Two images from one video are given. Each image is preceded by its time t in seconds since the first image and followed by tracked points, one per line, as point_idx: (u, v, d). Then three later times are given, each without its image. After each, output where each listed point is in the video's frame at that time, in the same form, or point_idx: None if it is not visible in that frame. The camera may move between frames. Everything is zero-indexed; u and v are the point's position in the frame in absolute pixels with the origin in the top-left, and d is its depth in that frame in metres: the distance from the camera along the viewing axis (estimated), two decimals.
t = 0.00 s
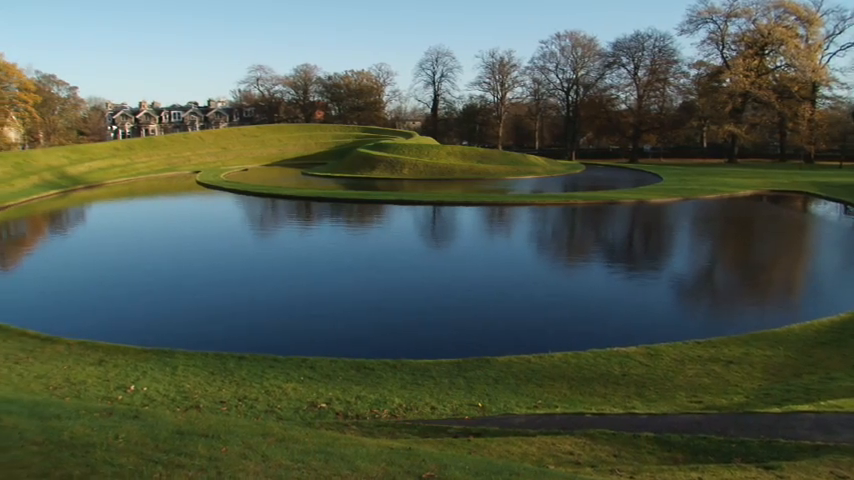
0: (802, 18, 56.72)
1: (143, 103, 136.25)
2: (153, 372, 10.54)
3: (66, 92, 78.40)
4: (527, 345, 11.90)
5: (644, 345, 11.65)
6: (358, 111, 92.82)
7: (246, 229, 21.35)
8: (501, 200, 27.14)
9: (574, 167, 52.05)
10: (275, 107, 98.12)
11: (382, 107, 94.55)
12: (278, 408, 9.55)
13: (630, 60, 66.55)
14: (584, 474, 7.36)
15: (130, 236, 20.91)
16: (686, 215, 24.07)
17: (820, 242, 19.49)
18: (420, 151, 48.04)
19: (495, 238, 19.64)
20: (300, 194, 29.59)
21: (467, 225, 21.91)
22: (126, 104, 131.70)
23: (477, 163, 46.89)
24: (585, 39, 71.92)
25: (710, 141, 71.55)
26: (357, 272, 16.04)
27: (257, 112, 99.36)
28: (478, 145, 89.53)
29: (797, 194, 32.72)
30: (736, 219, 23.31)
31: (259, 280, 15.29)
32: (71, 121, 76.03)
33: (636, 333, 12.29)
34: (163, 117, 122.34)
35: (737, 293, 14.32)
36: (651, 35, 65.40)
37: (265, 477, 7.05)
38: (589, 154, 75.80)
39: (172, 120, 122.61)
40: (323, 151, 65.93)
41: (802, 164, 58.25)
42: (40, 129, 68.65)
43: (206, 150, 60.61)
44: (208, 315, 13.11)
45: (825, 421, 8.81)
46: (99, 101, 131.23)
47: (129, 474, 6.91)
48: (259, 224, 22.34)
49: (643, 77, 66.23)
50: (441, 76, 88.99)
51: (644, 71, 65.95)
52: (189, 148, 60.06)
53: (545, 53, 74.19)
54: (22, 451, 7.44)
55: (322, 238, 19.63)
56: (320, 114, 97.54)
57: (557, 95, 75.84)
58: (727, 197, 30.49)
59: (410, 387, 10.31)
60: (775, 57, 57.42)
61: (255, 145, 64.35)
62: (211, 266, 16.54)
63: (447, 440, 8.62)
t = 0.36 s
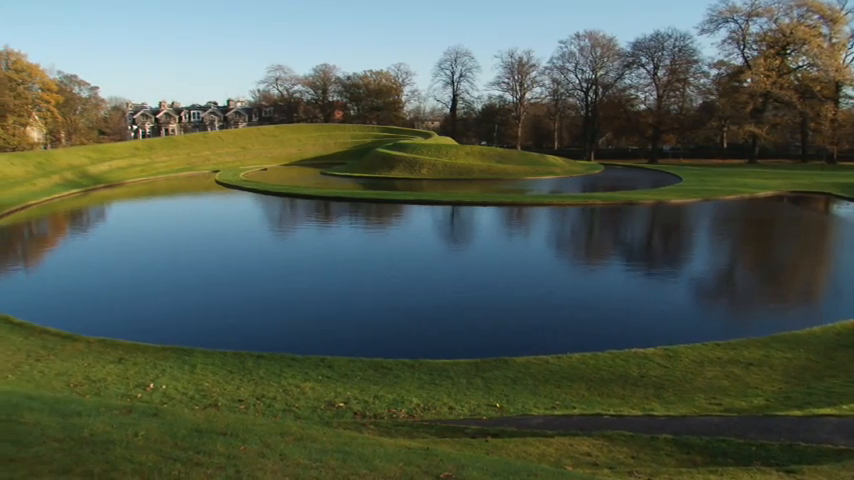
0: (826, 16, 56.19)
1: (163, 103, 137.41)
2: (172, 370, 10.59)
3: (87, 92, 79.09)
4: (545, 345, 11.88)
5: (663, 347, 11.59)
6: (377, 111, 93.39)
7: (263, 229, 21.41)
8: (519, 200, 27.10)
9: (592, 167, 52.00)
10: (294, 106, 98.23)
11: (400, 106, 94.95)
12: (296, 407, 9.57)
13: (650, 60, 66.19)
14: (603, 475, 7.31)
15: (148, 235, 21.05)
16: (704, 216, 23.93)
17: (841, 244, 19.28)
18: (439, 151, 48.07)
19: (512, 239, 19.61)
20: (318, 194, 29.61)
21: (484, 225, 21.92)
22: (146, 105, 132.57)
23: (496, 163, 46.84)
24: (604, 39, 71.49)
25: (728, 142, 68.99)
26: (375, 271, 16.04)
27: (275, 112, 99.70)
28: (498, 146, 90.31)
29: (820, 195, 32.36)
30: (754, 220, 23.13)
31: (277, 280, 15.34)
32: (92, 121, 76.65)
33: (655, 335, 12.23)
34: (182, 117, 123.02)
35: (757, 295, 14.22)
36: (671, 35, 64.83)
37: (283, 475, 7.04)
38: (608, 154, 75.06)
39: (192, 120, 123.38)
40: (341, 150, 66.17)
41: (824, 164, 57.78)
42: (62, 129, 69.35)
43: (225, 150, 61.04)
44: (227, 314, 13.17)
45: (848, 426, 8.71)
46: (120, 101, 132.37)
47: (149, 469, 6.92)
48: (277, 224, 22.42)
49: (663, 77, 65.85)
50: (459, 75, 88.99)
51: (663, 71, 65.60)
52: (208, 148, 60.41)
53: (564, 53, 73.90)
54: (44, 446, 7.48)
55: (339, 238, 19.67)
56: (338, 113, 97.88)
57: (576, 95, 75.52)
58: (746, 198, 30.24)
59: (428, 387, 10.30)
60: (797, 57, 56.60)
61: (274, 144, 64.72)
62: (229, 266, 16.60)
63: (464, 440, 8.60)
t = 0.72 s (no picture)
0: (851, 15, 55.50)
1: (184, 103, 138.45)
2: (192, 369, 10.65)
3: (109, 92, 79.43)
4: (564, 346, 11.86)
5: (682, 348, 11.53)
6: (397, 111, 93.83)
7: (280, 228, 21.48)
8: (538, 201, 27.04)
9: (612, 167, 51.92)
10: (314, 106, 98.52)
11: (420, 106, 95.25)
12: (314, 406, 9.58)
13: (670, 60, 65.90)
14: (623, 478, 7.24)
15: (166, 234, 21.19)
16: (723, 218, 23.76)
17: None
18: (459, 151, 48.08)
19: (528, 239, 19.57)
20: (337, 194, 29.62)
21: (501, 225, 21.90)
22: (167, 105, 133.77)
23: (516, 163, 46.76)
24: (625, 39, 71.52)
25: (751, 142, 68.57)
26: (393, 271, 16.05)
27: (295, 111, 100.08)
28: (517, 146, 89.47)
29: (844, 197, 31.94)
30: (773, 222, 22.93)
31: (296, 279, 15.38)
32: (114, 121, 77.17)
33: (674, 336, 12.17)
34: (202, 117, 123.65)
35: (779, 297, 14.09)
36: (692, 35, 64.45)
37: (301, 474, 7.02)
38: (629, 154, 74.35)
39: (212, 120, 124.08)
40: (360, 150, 66.33)
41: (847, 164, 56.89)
42: (84, 129, 70.17)
43: (245, 150, 61.40)
44: (247, 313, 13.22)
45: None
46: (143, 102, 133.80)
47: (168, 467, 6.91)
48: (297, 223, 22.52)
49: (683, 77, 65.52)
50: (479, 75, 88.91)
51: (684, 71, 65.23)
52: (227, 148, 60.79)
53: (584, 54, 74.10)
54: (66, 443, 7.50)
55: (355, 238, 19.69)
56: (358, 113, 98.11)
57: (596, 95, 75.53)
58: (766, 199, 29.96)
59: (447, 387, 10.30)
60: (820, 56, 56.20)
61: (294, 144, 65.08)
62: (248, 265, 16.68)
63: (483, 441, 8.55)
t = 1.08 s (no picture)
0: None
1: (206, 102, 139.72)
2: (212, 367, 10.70)
3: (131, 92, 80.18)
4: (584, 347, 11.82)
5: (702, 350, 11.47)
6: (417, 111, 94.20)
7: (298, 228, 21.56)
8: (557, 201, 26.99)
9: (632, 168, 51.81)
10: (334, 106, 98.32)
11: (440, 107, 95.54)
12: (334, 405, 9.59)
13: (692, 60, 65.29)
14: None
15: (185, 233, 21.35)
16: (743, 219, 23.56)
17: None
18: (479, 151, 48.10)
19: (546, 240, 19.52)
20: (357, 194, 29.67)
21: (521, 226, 21.87)
22: (189, 105, 134.99)
23: (536, 163, 46.67)
24: (646, 39, 71.40)
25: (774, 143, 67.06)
26: (412, 271, 16.08)
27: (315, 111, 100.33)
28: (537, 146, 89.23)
29: None
30: (793, 223, 22.70)
31: (315, 279, 15.39)
32: (136, 121, 77.92)
33: (694, 338, 12.11)
34: (223, 116, 124.60)
35: (801, 299, 13.97)
36: (714, 34, 63.68)
37: (321, 473, 7.02)
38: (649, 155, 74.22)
39: (233, 119, 124.98)
40: (380, 150, 66.52)
41: None
42: (107, 129, 70.97)
43: (265, 149, 61.81)
44: (267, 313, 13.26)
45: None
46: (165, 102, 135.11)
47: (188, 465, 6.94)
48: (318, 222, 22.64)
49: (705, 77, 64.94)
50: (499, 75, 89.16)
51: (706, 71, 64.71)
52: (248, 147, 61.21)
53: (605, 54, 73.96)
54: (88, 439, 7.55)
55: (373, 238, 19.71)
56: (378, 113, 98.24)
57: (617, 95, 75.42)
58: (787, 200, 29.66)
59: (466, 387, 10.30)
60: (846, 56, 55.62)
61: (314, 143, 65.47)
62: (267, 264, 16.76)
63: (501, 441, 8.52)
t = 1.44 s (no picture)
0: None
1: (226, 101, 140.49)
2: (230, 366, 10.74)
3: (151, 91, 80.68)
4: (602, 349, 11.79)
5: (721, 352, 11.40)
6: (435, 111, 94.38)
7: (314, 228, 21.63)
8: (575, 202, 26.88)
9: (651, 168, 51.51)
10: (353, 106, 99.21)
11: (458, 107, 95.57)
12: (351, 405, 9.59)
13: (712, 59, 65.20)
14: None
15: (201, 232, 21.48)
16: (762, 220, 23.33)
17: None
18: (497, 151, 48.03)
19: (562, 241, 19.47)
20: (375, 194, 29.68)
21: (537, 227, 21.81)
22: (208, 104, 135.87)
23: (555, 163, 46.50)
24: (665, 38, 70.34)
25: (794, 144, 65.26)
26: (429, 272, 16.06)
27: (334, 111, 100.84)
28: (555, 146, 89.07)
29: None
30: (812, 225, 22.45)
31: (331, 279, 15.41)
32: (156, 120, 78.46)
33: (713, 340, 12.04)
34: (242, 116, 125.04)
35: (823, 301, 13.83)
36: (735, 33, 63.52)
37: (338, 472, 7.02)
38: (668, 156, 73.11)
39: (252, 119, 125.37)
40: (398, 150, 66.52)
41: None
42: (127, 129, 71.60)
43: (283, 148, 62.09)
44: (285, 313, 13.28)
45: None
46: (185, 101, 136.02)
47: (206, 463, 6.96)
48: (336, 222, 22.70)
49: (725, 77, 64.90)
50: (518, 75, 89.12)
51: (726, 71, 64.62)
52: (267, 147, 61.48)
53: (624, 53, 72.39)
54: (108, 436, 7.58)
55: (389, 238, 19.75)
56: (397, 113, 98.67)
57: (636, 95, 74.70)
58: (809, 201, 29.32)
59: (484, 387, 10.29)
60: None
61: (333, 143, 65.68)
62: (284, 264, 16.80)
63: (519, 442, 8.49)
